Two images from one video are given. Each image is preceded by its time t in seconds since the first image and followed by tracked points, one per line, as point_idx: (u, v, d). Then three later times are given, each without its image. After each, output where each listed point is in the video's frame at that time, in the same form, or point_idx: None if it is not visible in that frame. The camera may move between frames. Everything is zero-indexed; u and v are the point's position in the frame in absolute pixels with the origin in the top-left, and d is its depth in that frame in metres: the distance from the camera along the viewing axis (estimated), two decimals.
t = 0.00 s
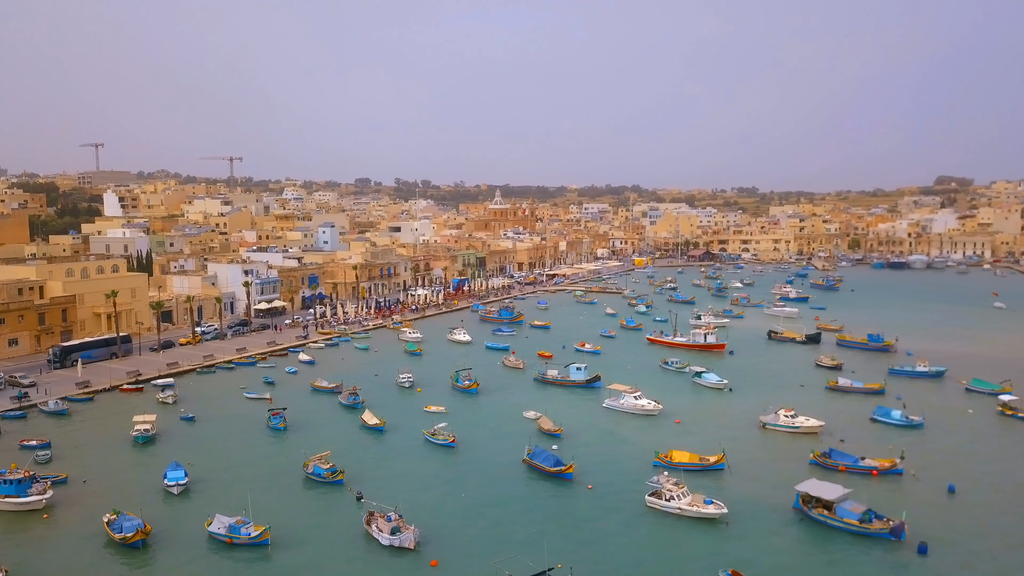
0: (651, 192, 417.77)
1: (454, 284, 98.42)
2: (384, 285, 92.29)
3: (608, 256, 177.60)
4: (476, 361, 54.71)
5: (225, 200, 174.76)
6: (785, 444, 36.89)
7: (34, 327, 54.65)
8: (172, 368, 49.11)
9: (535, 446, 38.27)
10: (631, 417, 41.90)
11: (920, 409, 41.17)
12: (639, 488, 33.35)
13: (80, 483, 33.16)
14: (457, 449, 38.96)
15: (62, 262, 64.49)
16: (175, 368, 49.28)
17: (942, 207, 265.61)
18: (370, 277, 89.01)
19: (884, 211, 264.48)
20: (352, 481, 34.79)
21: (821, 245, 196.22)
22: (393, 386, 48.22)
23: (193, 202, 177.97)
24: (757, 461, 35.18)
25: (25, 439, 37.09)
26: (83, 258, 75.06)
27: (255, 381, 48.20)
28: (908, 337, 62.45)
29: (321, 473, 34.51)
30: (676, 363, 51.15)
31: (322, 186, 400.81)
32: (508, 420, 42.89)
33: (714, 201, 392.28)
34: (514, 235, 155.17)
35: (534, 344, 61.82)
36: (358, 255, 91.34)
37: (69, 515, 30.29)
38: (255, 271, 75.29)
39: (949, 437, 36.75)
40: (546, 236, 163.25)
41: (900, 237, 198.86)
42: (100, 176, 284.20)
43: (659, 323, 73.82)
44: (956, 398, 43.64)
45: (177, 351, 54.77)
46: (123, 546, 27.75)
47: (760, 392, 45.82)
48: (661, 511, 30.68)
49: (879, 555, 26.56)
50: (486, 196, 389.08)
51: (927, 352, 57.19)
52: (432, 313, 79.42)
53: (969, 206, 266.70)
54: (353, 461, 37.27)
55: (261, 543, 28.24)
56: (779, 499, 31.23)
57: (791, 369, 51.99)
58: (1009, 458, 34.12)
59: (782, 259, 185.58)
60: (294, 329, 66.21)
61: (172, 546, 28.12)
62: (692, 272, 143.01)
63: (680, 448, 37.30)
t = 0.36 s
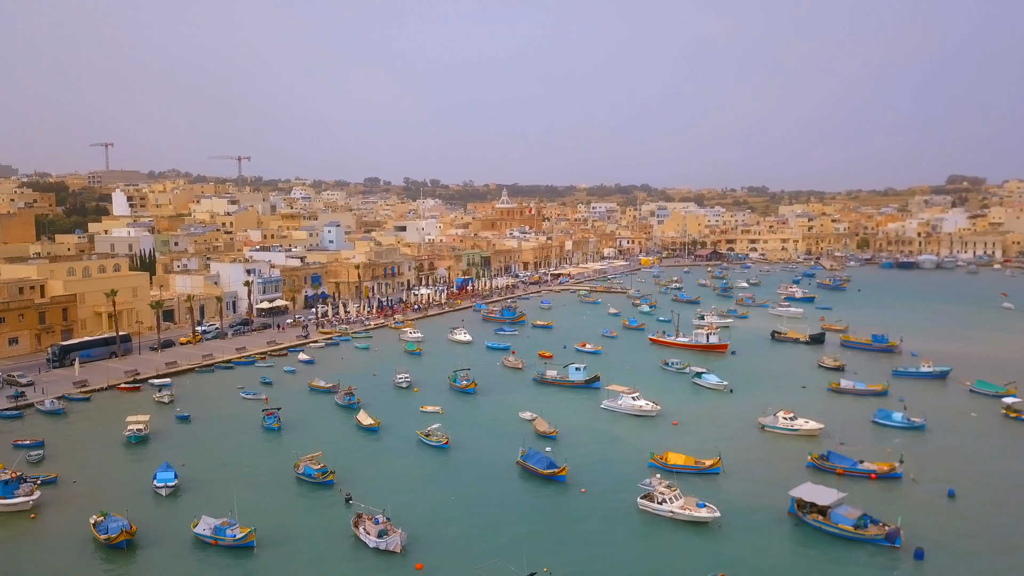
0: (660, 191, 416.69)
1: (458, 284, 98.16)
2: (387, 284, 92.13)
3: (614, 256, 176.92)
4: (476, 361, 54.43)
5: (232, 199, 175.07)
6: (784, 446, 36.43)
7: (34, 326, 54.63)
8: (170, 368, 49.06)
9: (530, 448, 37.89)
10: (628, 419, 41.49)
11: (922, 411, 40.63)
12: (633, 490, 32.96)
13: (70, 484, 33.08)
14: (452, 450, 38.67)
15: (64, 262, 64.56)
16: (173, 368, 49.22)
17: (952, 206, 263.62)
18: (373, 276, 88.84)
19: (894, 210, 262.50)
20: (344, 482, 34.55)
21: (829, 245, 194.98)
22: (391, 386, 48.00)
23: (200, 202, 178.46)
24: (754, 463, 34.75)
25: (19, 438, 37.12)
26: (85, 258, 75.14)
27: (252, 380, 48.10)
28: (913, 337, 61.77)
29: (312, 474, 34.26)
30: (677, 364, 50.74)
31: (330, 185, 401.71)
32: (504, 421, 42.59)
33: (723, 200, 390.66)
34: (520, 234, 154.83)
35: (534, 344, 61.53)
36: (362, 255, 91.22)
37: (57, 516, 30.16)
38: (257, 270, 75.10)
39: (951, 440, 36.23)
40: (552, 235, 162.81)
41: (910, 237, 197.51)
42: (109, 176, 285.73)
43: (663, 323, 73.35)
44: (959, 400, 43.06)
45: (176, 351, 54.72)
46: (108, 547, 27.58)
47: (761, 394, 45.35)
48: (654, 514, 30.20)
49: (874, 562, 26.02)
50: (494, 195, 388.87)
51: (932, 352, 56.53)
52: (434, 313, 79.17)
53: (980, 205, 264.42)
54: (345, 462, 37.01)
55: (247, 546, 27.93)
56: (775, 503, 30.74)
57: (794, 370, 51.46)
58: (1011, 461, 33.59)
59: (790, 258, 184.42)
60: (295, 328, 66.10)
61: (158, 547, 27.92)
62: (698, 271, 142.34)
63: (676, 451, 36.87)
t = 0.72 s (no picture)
0: (669, 190, 415.23)
1: (461, 283, 97.80)
2: (390, 284, 91.87)
3: (621, 256, 176.26)
4: (475, 361, 54.11)
5: (239, 198, 175.20)
6: (782, 449, 35.91)
7: (34, 325, 54.62)
8: (168, 368, 48.98)
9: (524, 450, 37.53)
10: (624, 421, 41.08)
11: (924, 414, 40.06)
12: (625, 492, 32.55)
13: (59, 485, 32.97)
14: (445, 451, 38.32)
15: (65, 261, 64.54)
16: (171, 368, 49.12)
17: (963, 205, 261.28)
18: (376, 276, 88.59)
19: (904, 210, 260.70)
20: (335, 484, 34.28)
21: (838, 244, 193.60)
22: (388, 387, 47.75)
23: (208, 201, 178.71)
24: (750, 467, 34.28)
25: (12, 439, 37.11)
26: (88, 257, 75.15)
27: (249, 380, 47.97)
28: (918, 337, 61.04)
29: (301, 475, 34.02)
30: (677, 364, 50.38)
31: (338, 185, 402.39)
32: (500, 422, 42.25)
33: (732, 199, 388.84)
34: (525, 234, 154.30)
35: (535, 345, 61.18)
36: (365, 255, 90.99)
37: (44, 517, 30.03)
38: (259, 269, 74.82)
39: (952, 448, 35.70)
40: (558, 235, 162.25)
41: (919, 236, 195.99)
42: (119, 176, 286.99)
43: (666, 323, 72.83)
44: (962, 402, 42.42)
45: (175, 350, 54.63)
46: (91, 550, 27.37)
47: (760, 395, 44.86)
48: (644, 518, 29.73)
49: (867, 568, 25.54)
50: (502, 195, 388.35)
51: (938, 353, 55.84)
52: (436, 313, 78.84)
53: (992, 204, 262.06)
54: (338, 464, 36.75)
55: (230, 549, 27.62)
56: (769, 507, 30.27)
57: (796, 371, 50.86)
58: (1011, 473, 32.99)
59: (798, 258, 183.19)
60: (295, 327, 65.95)
61: (142, 551, 27.68)
62: (705, 271, 141.51)
63: (672, 453, 36.44)
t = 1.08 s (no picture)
0: (677, 189, 414.12)
1: (464, 284, 97.60)
2: (393, 284, 91.60)
3: (627, 256, 175.76)
4: (473, 362, 53.82)
5: (245, 199, 175.53)
6: (777, 453, 35.45)
7: (33, 325, 54.63)
8: (164, 368, 48.87)
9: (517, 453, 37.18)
10: (620, 423, 40.67)
11: (924, 418, 39.51)
12: (617, 496, 32.14)
13: (46, 486, 32.91)
14: (438, 454, 38.01)
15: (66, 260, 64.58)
16: (168, 368, 49.02)
17: (974, 205, 259.29)
18: (378, 276, 88.33)
19: (914, 209, 259.12)
20: (325, 487, 34.02)
21: (846, 244, 192.43)
22: (384, 388, 47.51)
23: (215, 201, 179.19)
24: (744, 471, 33.81)
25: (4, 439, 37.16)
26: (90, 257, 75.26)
27: (245, 381, 47.83)
28: (922, 339, 60.38)
29: (289, 478, 33.81)
30: (676, 367, 50.05)
31: (347, 185, 403.40)
32: (494, 424, 41.92)
33: (740, 199, 387.33)
34: (531, 234, 153.96)
35: (535, 346, 60.81)
36: (367, 255, 90.77)
37: (29, 519, 29.87)
38: (261, 269, 74.50)
39: (951, 454, 35.15)
40: (564, 234, 161.93)
41: (928, 236, 194.67)
42: (128, 176, 288.56)
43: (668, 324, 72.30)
44: (963, 405, 41.83)
45: (173, 350, 54.54)
46: (72, 554, 27.12)
47: (759, 397, 44.37)
48: (634, 523, 29.29)
49: None
50: (509, 195, 387.89)
51: (942, 354, 55.21)
52: (437, 313, 78.52)
53: (1002, 203, 259.94)
54: (328, 467, 36.50)
55: (213, 555, 27.29)
56: (761, 512, 29.81)
57: (796, 373, 50.31)
58: (1010, 481, 32.41)
59: (806, 258, 182.23)
60: (295, 327, 65.84)
61: (125, 554, 27.45)
62: (711, 272, 140.83)
63: (666, 457, 36.01)
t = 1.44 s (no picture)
0: (686, 189, 412.85)
1: (467, 284, 97.31)
2: (396, 284, 91.41)
3: (633, 256, 175.17)
4: (470, 363, 53.55)
5: (252, 199, 175.81)
6: (772, 457, 34.94)
7: (32, 325, 54.68)
8: (161, 369, 48.86)
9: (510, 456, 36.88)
10: (615, 425, 40.34)
11: (923, 422, 38.93)
12: (607, 501, 31.76)
13: (34, 489, 32.94)
14: (430, 456, 37.70)
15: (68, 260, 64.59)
16: (164, 369, 49.01)
17: (984, 205, 257.17)
18: (381, 276, 88.14)
19: (924, 209, 257.41)
20: (313, 490, 33.75)
21: (854, 245, 191.16)
22: (379, 390, 47.31)
23: (222, 200, 179.53)
24: (738, 475, 33.33)
25: None
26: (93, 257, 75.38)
27: (241, 382, 47.75)
28: (927, 340, 59.65)
29: (277, 480, 33.59)
30: (675, 368, 49.64)
31: (355, 185, 404.17)
32: (489, 426, 41.65)
33: (749, 198, 385.74)
34: (536, 234, 153.60)
35: (535, 347, 60.49)
36: (370, 255, 90.59)
37: (15, 522, 29.80)
38: (262, 270, 74.12)
39: (949, 457, 34.56)
40: (569, 234, 161.40)
41: (937, 236, 193.14)
42: (137, 176, 289.94)
43: (670, 325, 71.85)
44: (965, 409, 41.17)
45: (171, 351, 54.51)
46: (53, 557, 27.00)
47: (757, 400, 43.93)
48: (622, 528, 28.82)
49: None
50: (517, 194, 387.59)
51: (945, 356, 54.56)
52: (438, 314, 78.28)
53: (1013, 203, 257.78)
54: (319, 469, 36.29)
55: (194, 559, 27.09)
56: (752, 516, 29.39)
57: (796, 376, 49.72)
58: (1009, 486, 31.80)
59: (814, 259, 181.13)
60: (295, 328, 65.71)
61: (107, 558, 27.24)
62: (717, 272, 140.08)
63: (659, 460, 35.64)
